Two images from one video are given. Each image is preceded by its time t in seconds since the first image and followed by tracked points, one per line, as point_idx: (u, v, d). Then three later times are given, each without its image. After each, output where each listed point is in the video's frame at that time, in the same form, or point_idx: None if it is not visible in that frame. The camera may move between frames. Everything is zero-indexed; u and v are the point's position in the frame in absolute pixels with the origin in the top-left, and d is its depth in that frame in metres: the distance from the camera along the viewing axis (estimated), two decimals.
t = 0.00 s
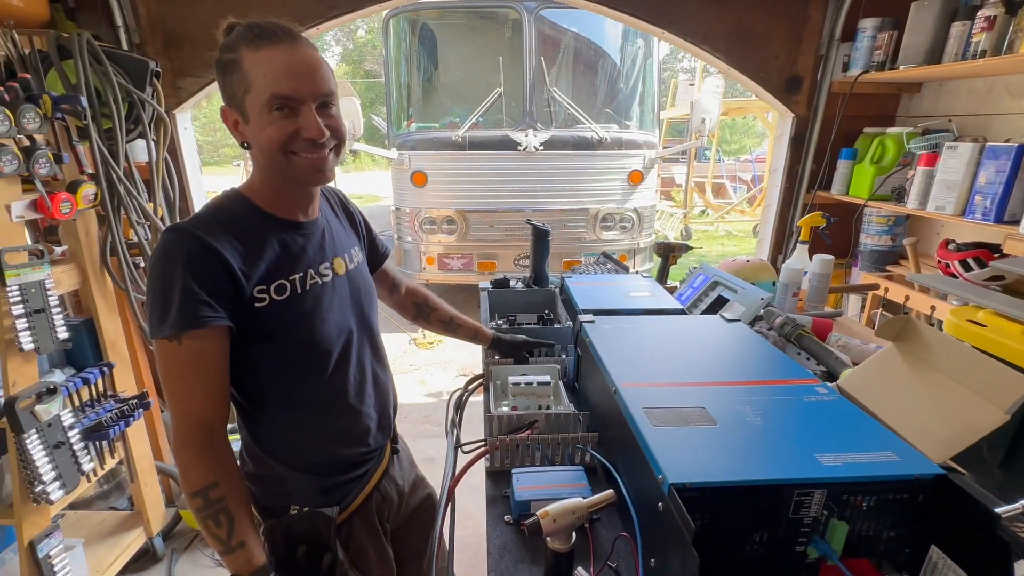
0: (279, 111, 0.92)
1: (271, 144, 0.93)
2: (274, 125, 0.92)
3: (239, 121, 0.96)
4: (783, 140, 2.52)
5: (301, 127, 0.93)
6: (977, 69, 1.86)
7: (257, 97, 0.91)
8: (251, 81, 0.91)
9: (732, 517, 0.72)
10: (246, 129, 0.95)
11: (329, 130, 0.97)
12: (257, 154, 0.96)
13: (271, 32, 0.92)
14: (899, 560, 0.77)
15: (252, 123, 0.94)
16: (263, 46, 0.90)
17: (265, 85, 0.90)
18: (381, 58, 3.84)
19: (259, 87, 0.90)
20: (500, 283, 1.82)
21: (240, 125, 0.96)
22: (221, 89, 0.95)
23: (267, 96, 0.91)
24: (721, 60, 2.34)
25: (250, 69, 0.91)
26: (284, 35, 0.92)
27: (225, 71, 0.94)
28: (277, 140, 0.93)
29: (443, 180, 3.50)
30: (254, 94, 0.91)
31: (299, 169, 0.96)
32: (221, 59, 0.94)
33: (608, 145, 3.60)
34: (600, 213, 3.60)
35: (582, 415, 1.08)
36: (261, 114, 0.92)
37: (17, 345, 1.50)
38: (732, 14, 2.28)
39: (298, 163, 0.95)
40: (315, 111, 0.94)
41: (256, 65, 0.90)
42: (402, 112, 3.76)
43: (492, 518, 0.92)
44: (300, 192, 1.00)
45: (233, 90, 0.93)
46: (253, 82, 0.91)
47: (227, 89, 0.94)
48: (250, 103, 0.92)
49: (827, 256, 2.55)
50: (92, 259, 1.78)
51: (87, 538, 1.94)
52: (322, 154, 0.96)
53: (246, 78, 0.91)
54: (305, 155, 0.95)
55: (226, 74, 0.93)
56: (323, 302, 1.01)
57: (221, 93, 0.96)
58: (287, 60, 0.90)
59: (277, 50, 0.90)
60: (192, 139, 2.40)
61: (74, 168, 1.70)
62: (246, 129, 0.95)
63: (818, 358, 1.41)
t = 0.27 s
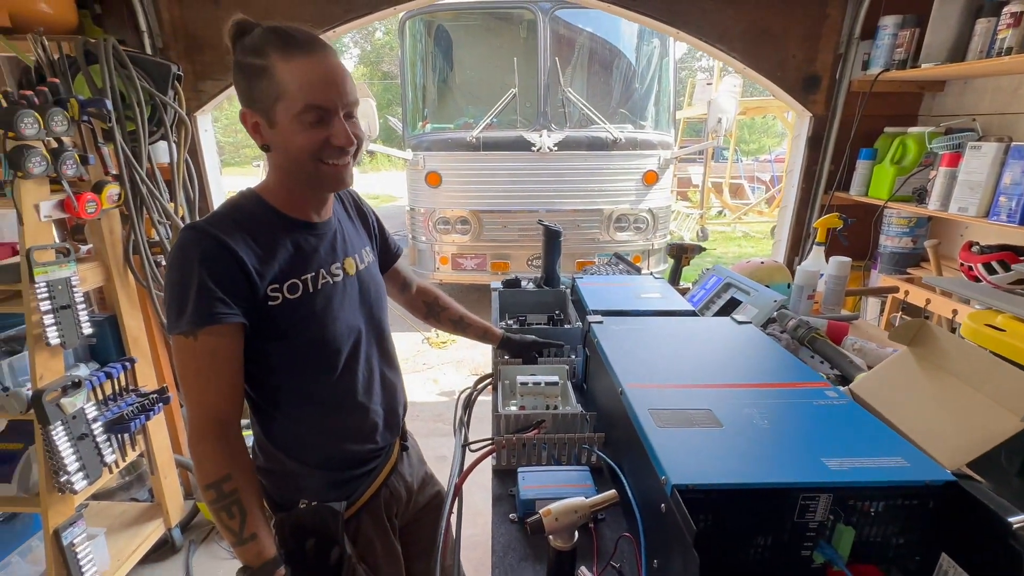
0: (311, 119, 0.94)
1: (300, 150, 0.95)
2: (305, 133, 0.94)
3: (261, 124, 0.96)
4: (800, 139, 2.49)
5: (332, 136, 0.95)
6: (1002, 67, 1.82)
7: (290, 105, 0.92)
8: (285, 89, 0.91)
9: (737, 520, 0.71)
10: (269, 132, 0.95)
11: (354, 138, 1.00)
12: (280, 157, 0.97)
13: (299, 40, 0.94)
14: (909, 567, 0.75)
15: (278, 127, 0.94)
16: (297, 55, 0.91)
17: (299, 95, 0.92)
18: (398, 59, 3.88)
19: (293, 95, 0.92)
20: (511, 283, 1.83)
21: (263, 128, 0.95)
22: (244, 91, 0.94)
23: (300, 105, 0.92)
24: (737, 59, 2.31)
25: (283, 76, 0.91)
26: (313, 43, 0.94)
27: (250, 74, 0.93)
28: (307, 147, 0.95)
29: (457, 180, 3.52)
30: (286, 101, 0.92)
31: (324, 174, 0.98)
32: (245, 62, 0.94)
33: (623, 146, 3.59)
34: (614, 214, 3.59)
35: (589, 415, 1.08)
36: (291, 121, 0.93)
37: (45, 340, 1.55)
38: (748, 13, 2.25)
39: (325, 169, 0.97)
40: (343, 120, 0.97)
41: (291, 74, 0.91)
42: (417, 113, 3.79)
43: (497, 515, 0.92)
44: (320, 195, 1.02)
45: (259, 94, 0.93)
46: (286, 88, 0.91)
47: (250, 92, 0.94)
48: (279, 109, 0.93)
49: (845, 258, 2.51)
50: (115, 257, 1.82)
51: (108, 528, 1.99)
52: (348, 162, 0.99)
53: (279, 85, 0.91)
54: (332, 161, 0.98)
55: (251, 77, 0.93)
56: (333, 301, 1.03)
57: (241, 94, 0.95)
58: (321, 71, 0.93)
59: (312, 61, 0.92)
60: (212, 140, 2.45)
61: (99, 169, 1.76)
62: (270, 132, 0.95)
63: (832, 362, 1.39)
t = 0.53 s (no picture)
0: (361, 138, 0.95)
1: (343, 164, 0.96)
2: (353, 151, 0.95)
3: (304, 129, 0.94)
4: (825, 136, 2.43)
5: (376, 156, 0.98)
6: None
7: (345, 122, 0.93)
8: (345, 107, 0.92)
9: (744, 526, 0.69)
10: (311, 139, 0.94)
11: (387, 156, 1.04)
12: (317, 164, 0.96)
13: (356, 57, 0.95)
14: None
15: (323, 137, 0.94)
16: (359, 75, 0.92)
17: (358, 116, 0.93)
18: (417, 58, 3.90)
19: (351, 115, 0.93)
20: (525, 282, 1.82)
21: (303, 132, 0.94)
22: (293, 93, 0.92)
23: (356, 125, 0.93)
24: (760, 54, 2.26)
25: (343, 93, 0.92)
26: (370, 63, 0.95)
27: (306, 80, 0.91)
28: (351, 163, 0.97)
29: (476, 178, 3.52)
30: (343, 118, 0.92)
31: (355, 186, 1.01)
32: (301, 67, 0.91)
33: (642, 143, 3.55)
34: (633, 213, 3.55)
35: (599, 415, 1.07)
36: (342, 138, 0.94)
37: (74, 332, 1.59)
38: (772, 7, 2.20)
39: (359, 182, 1.00)
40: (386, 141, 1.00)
41: (354, 95, 0.92)
42: (437, 112, 3.81)
43: (504, 513, 0.92)
44: (340, 201, 1.04)
45: (312, 103, 0.91)
46: (345, 104, 0.92)
47: (298, 95, 0.92)
48: (332, 122, 0.93)
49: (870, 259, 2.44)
50: (142, 253, 1.87)
51: (134, 515, 2.04)
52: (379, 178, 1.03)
53: (340, 102, 0.91)
54: (364, 176, 1.01)
55: (306, 84, 0.91)
56: (344, 299, 1.04)
57: (287, 94, 0.92)
58: (378, 97, 0.95)
59: (372, 85, 0.94)
60: (236, 140, 2.49)
61: (126, 168, 1.80)
62: (312, 139, 0.94)
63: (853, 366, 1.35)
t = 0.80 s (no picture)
0: (391, 147, 0.97)
1: (369, 169, 0.97)
2: (382, 158, 0.97)
3: (337, 129, 0.95)
4: (856, 132, 2.35)
5: (401, 165, 1.00)
6: None
7: (379, 130, 0.94)
8: (383, 116, 0.93)
9: (750, 535, 0.67)
10: (343, 141, 0.95)
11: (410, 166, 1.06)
12: (343, 164, 0.97)
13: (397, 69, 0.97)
14: None
15: (354, 140, 0.95)
16: (400, 88, 0.94)
17: (393, 127, 0.95)
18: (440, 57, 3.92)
19: (387, 124, 0.94)
20: (541, 280, 1.80)
21: (336, 134, 0.95)
22: (333, 95, 0.93)
23: (389, 134, 0.95)
24: (787, 47, 2.20)
25: (383, 103, 0.93)
26: (410, 77, 0.97)
27: (347, 85, 0.92)
28: (377, 168, 0.98)
29: (496, 176, 3.52)
30: (378, 126, 0.94)
31: (375, 190, 1.02)
32: (345, 71, 0.92)
33: (665, 140, 3.49)
34: (655, 210, 3.50)
35: (609, 415, 1.05)
36: (374, 144, 0.95)
37: (104, 324, 1.64)
38: None
39: (381, 188, 1.01)
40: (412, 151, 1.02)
41: (392, 106, 0.94)
42: (458, 110, 3.82)
43: (510, 512, 0.90)
44: (357, 202, 1.05)
45: (350, 107, 0.92)
46: (384, 114, 0.93)
47: (338, 98, 0.93)
48: (366, 129, 0.94)
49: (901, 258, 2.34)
50: (169, 248, 1.92)
51: (160, 502, 2.10)
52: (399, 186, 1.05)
53: (378, 111, 0.93)
54: (387, 183, 1.03)
55: (347, 90, 0.92)
56: (355, 295, 1.04)
57: (326, 94, 0.93)
58: (414, 110, 0.97)
59: (410, 98, 0.96)
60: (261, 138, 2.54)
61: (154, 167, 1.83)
62: (343, 140, 0.95)
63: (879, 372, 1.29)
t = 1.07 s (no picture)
0: (403, 151, 0.96)
1: (380, 170, 0.97)
2: (393, 160, 0.97)
3: (351, 129, 0.95)
4: (894, 126, 2.24)
5: (412, 169, 0.99)
6: None
7: (391, 133, 0.94)
8: (396, 118, 0.93)
9: (749, 550, 0.64)
10: (356, 140, 0.96)
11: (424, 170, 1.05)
12: (355, 164, 0.98)
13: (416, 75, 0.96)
14: None
15: (367, 140, 0.95)
16: (417, 92, 0.94)
17: (405, 130, 0.94)
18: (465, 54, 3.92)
19: (399, 127, 0.94)
20: (558, 278, 1.78)
21: (350, 133, 0.95)
22: (350, 94, 0.93)
23: (401, 138, 0.95)
24: (819, 37, 2.11)
25: (398, 106, 0.93)
26: (429, 83, 0.97)
27: (364, 86, 0.92)
28: (388, 170, 0.98)
29: (520, 173, 3.51)
30: (391, 128, 0.94)
31: (385, 192, 1.02)
32: (363, 72, 0.93)
33: (694, 136, 3.40)
34: (683, 208, 3.42)
35: (616, 419, 1.02)
36: (386, 146, 0.95)
37: (133, 317, 1.68)
38: None
39: (391, 190, 1.01)
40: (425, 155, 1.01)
41: (406, 109, 0.93)
42: (483, 107, 3.81)
43: (509, 513, 0.89)
44: (369, 203, 1.05)
45: (364, 107, 0.93)
46: (398, 117, 0.93)
47: (354, 98, 0.93)
48: (379, 130, 0.94)
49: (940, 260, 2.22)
50: (196, 244, 1.97)
51: (188, 488, 2.17)
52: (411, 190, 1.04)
53: (391, 113, 0.93)
54: (398, 186, 1.02)
55: (364, 90, 0.92)
56: (363, 293, 1.05)
57: (344, 94, 0.94)
58: (428, 115, 0.96)
59: (425, 103, 0.95)
60: (287, 137, 2.59)
61: (181, 166, 1.87)
62: (356, 140, 0.95)
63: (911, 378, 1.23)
